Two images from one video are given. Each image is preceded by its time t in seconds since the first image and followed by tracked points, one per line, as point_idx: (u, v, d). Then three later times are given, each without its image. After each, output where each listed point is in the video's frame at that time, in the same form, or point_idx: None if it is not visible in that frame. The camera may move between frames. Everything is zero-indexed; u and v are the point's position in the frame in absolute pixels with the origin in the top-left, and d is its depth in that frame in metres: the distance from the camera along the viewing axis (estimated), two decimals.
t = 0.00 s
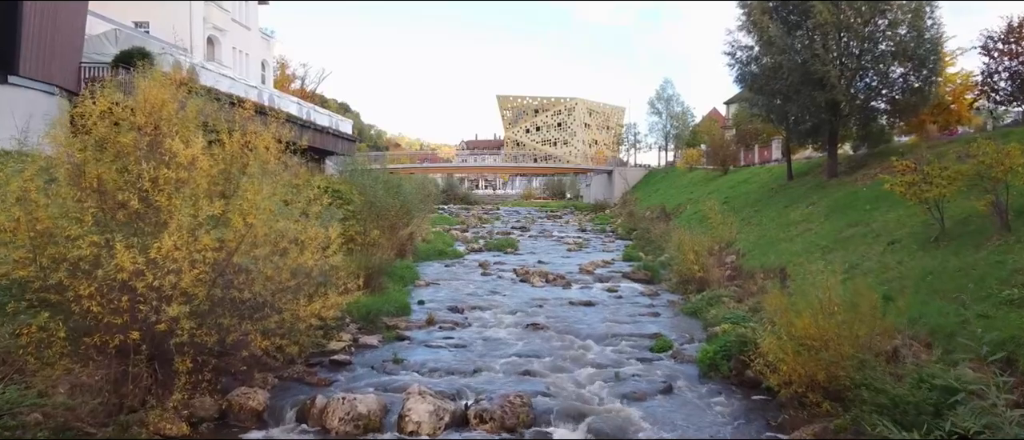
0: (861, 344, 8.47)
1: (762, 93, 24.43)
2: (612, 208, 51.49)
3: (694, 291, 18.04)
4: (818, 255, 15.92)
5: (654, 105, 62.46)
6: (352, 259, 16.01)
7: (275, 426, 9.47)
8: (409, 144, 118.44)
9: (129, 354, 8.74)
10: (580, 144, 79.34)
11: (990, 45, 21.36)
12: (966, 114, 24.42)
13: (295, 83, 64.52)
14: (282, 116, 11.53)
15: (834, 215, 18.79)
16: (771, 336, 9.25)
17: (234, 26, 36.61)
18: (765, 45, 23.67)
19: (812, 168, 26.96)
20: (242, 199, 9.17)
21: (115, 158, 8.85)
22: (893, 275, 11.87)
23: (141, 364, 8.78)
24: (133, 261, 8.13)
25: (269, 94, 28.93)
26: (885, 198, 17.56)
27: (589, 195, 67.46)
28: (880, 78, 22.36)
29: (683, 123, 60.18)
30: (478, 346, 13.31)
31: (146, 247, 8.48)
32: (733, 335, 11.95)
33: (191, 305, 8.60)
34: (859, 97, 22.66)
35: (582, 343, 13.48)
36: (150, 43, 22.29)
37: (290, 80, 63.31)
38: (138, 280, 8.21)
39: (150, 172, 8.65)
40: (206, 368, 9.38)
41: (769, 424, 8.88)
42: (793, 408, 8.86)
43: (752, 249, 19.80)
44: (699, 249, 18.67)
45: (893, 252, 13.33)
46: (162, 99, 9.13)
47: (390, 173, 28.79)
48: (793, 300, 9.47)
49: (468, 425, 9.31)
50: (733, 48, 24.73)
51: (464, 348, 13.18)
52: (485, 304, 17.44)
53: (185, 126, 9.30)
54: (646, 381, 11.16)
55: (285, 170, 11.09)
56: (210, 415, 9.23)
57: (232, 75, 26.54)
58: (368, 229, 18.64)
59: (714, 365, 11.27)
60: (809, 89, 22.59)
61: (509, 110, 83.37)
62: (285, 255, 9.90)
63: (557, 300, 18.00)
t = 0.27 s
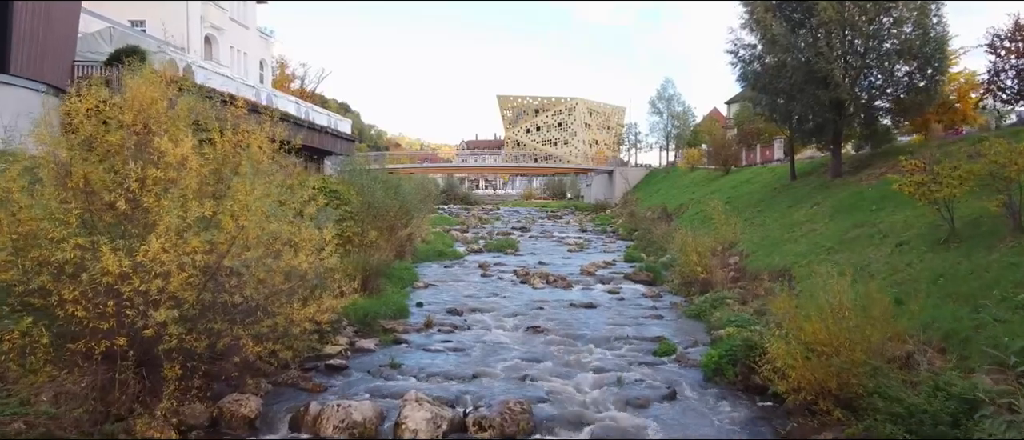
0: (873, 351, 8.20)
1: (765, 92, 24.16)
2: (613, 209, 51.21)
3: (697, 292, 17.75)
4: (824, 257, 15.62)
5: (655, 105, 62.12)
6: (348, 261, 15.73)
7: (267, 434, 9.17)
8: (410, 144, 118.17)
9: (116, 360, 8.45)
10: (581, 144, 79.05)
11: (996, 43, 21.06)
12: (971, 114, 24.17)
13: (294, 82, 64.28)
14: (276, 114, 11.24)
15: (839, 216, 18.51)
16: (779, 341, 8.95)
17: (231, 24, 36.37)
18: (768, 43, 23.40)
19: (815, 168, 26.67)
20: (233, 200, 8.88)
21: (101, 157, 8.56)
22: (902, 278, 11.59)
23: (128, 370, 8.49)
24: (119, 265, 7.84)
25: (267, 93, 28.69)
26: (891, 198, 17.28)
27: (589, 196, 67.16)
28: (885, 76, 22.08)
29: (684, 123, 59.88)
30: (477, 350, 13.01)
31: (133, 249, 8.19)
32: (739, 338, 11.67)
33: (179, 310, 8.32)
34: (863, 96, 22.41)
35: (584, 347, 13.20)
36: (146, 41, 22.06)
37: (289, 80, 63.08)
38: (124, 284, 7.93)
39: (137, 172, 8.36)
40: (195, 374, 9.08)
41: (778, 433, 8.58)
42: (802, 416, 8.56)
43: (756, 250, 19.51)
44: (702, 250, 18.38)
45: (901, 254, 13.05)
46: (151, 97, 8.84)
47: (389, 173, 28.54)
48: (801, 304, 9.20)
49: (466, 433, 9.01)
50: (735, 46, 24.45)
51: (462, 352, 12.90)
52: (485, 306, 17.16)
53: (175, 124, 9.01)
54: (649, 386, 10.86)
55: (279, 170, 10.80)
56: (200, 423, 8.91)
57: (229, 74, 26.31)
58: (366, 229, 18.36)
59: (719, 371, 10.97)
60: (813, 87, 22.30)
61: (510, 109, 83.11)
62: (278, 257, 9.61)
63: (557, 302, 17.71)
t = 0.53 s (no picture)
0: (884, 357, 7.91)
1: (768, 91, 23.89)
2: (613, 209, 50.92)
3: (699, 295, 17.46)
4: (828, 258, 15.35)
5: (656, 104, 61.82)
6: (344, 263, 15.45)
7: None
8: (410, 144, 117.92)
9: (100, 367, 8.17)
10: (581, 144, 78.79)
11: (1002, 41, 20.78)
12: (975, 113, 24.01)
13: (294, 82, 64.02)
14: (269, 113, 10.97)
15: (843, 217, 18.22)
16: (786, 347, 8.68)
17: (229, 23, 36.13)
18: (771, 42, 23.14)
19: (818, 169, 26.37)
20: (223, 201, 8.60)
21: (86, 157, 8.30)
22: (911, 281, 11.31)
23: (113, 377, 8.20)
24: (103, 268, 7.58)
25: (265, 92, 28.45)
26: (897, 199, 16.99)
27: (589, 196, 66.89)
28: (890, 75, 21.84)
29: (685, 122, 59.60)
30: (475, 354, 12.73)
31: (118, 253, 7.93)
32: (743, 343, 11.38)
33: (165, 315, 8.05)
34: (867, 95, 22.17)
35: (584, 351, 12.92)
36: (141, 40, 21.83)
37: (288, 79, 62.83)
38: (108, 289, 7.67)
39: (122, 172, 8.09)
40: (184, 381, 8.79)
41: None
42: (811, 425, 8.27)
43: (760, 251, 19.21)
44: (705, 251, 18.11)
45: (908, 256, 12.78)
46: (137, 94, 8.56)
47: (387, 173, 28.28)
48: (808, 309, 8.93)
49: None
50: (738, 45, 24.17)
51: (460, 356, 12.61)
52: (483, 308, 16.87)
53: (163, 123, 8.73)
54: (651, 392, 10.58)
55: (272, 170, 10.52)
56: (188, 431, 8.59)
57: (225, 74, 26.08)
58: (363, 230, 18.08)
59: (723, 376, 10.68)
60: (817, 86, 22.03)
61: (510, 109, 82.87)
62: (269, 260, 9.34)
63: (557, 304, 17.42)
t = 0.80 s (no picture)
0: (894, 364, 7.67)
1: (770, 90, 23.61)
2: (613, 209, 50.65)
3: (701, 297, 17.18)
4: (833, 261, 15.10)
5: (656, 104, 61.51)
6: (339, 265, 15.18)
7: None
8: (410, 144, 117.63)
9: (84, 373, 7.92)
10: (581, 144, 78.49)
11: (1009, 40, 20.48)
12: (980, 113, 23.68)
13: (293, 81, 63.73)
14: (261, 111, 10.69)
15: (847, 218, 17.94)
16: (792, 352, 8.41)
17: (226, 22, 35.85)
18: (773, 40, 22.86)
19: (821, 169, 26.09)
20: (212, 202, 8.33)
21: (69, 156, 8.04)
22: (919, 284, 11.04)
23: (97, 384, 7.94)
24: (86, 271, 7.32)
25: (262, 92, 28.19)
26: (902, 200, 16.71)
27: (589, 196, 66.60)
28: (893, 75, 21.53)
29: (686, 122, 59.28)
30: (473, 358, 12.46)
31: (102, 256, 7.67)
32: (747, 347, 11.12)
33: (151, 320, 7.79)
34: (871, 95, 21.90)
35: (584, 355, 12.66)
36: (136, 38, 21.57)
37: (287, 79, 62.51)
38: (91, 293, 7.42)
39: (107, 172, 7.83)
40: (171, 387, 8.53)
41: None
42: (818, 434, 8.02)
43: (762, 252, 18.94)
44: (707, 253, 17.83)
45: (916, 259, 12.51)
46: (124, 92, 8.29)
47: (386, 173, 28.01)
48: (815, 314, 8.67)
49: None
50: (740, 43, 23.90)
51: (457, 360, 12.35)
52: (482, 310, 16.59)
53: (150, 121, 8.47)
54: (653, 397, 10.32)
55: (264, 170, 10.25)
56: None
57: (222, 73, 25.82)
58: (360, 232, 17.83)
59: (727, 381, 10.42)
60: (820, 86, 21.75)
61: (510, 109, 82.60)
62: (260, 263, 9.09)
63: (557, 306, 17.15)
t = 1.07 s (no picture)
0: (906, 372, 7.40)
1: (773, 89, 23.33)
2: (614, 210, 50.37)
3: (704, 299, 16.88)
4: (838, 263, 14.82)
5: (657, 103, 61.21)
6: (335, 267, 14.88)
7: None
8: (410, 144, 117.34)
9: (67, 381, 7.68)
10: (581, 144, 78.22)
11: (1015, 38, 20.19)
12: (984, 113, 23.41)
13: (292, 81, 63.46)
14: (253, 108, 10.41)
15: (852, 219, 17.65)
16: (799, 359, 8.15)
17: (224, 20, 35.61)
18: (776, 39, 22.58)
19: (824, 169, 25.79)
20: (200, 203, 8.06)
21: (53, 156, 7.80)
22: (928, 288, 10.75)
23: (80, 392, 7.70)
24: (67, 276, 7.07)
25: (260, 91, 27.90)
26: (908, 201, 16.43)
27: (590, 196, 66.33)
28: (898, 73, 21.18)
29: (686, 121, 58.96)
30: (471, 362, 12.19)
31: (85, 258, 7.42)
32: (751, 352, 10.84)
33: (136, 326, 7.53)
34: (875, 93, 21.59)
35: (584, 359, 12.39)
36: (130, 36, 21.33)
37: (286, 78, 62.26)
38: (73, 298, 7.17)
39: (90, 172, 7.57)
40: (158, 394, 8.28)
41: None
42: None
43: (765, 254, 18.66)
44: (709, 255, 17.56)
45: (924, 261, 12.22)
46: (110, 89, 8.04)
47: (384, 173, 27.75)
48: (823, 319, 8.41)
49: None
50: (742, 42, 23.62)
51: (455, 365, 12.08)
52: (480, 313, 16.32)
53: (137, 119, 8.21)
54: (655, 404, 10.05)
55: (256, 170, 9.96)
56: None
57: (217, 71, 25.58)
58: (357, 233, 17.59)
59: (731, 387, 10.16)
60: (823, 85, 21.46)
61: (510, 109, 82.35)
62: (251, 266, 8.80)
63: (557, 309, 16.86)
